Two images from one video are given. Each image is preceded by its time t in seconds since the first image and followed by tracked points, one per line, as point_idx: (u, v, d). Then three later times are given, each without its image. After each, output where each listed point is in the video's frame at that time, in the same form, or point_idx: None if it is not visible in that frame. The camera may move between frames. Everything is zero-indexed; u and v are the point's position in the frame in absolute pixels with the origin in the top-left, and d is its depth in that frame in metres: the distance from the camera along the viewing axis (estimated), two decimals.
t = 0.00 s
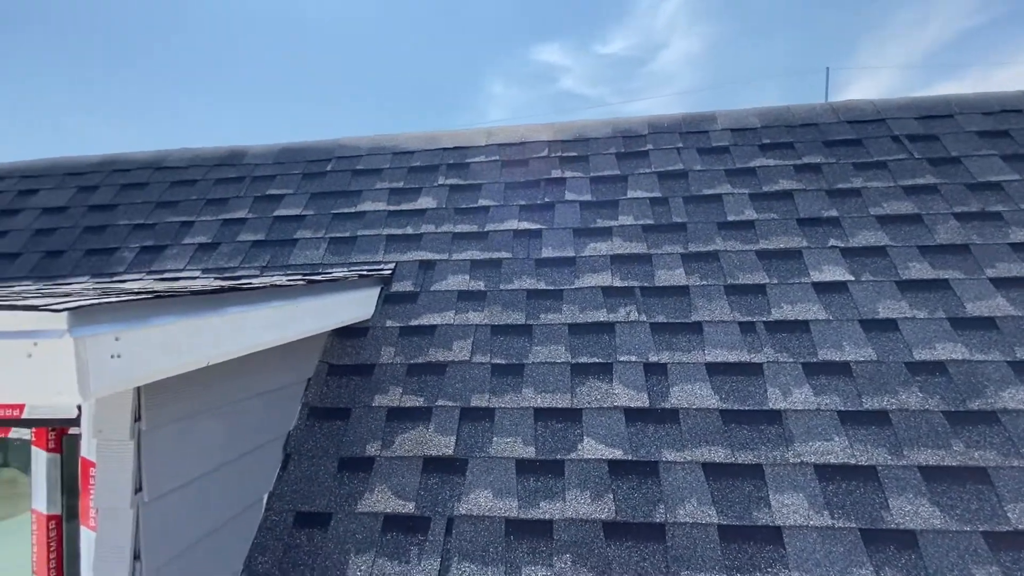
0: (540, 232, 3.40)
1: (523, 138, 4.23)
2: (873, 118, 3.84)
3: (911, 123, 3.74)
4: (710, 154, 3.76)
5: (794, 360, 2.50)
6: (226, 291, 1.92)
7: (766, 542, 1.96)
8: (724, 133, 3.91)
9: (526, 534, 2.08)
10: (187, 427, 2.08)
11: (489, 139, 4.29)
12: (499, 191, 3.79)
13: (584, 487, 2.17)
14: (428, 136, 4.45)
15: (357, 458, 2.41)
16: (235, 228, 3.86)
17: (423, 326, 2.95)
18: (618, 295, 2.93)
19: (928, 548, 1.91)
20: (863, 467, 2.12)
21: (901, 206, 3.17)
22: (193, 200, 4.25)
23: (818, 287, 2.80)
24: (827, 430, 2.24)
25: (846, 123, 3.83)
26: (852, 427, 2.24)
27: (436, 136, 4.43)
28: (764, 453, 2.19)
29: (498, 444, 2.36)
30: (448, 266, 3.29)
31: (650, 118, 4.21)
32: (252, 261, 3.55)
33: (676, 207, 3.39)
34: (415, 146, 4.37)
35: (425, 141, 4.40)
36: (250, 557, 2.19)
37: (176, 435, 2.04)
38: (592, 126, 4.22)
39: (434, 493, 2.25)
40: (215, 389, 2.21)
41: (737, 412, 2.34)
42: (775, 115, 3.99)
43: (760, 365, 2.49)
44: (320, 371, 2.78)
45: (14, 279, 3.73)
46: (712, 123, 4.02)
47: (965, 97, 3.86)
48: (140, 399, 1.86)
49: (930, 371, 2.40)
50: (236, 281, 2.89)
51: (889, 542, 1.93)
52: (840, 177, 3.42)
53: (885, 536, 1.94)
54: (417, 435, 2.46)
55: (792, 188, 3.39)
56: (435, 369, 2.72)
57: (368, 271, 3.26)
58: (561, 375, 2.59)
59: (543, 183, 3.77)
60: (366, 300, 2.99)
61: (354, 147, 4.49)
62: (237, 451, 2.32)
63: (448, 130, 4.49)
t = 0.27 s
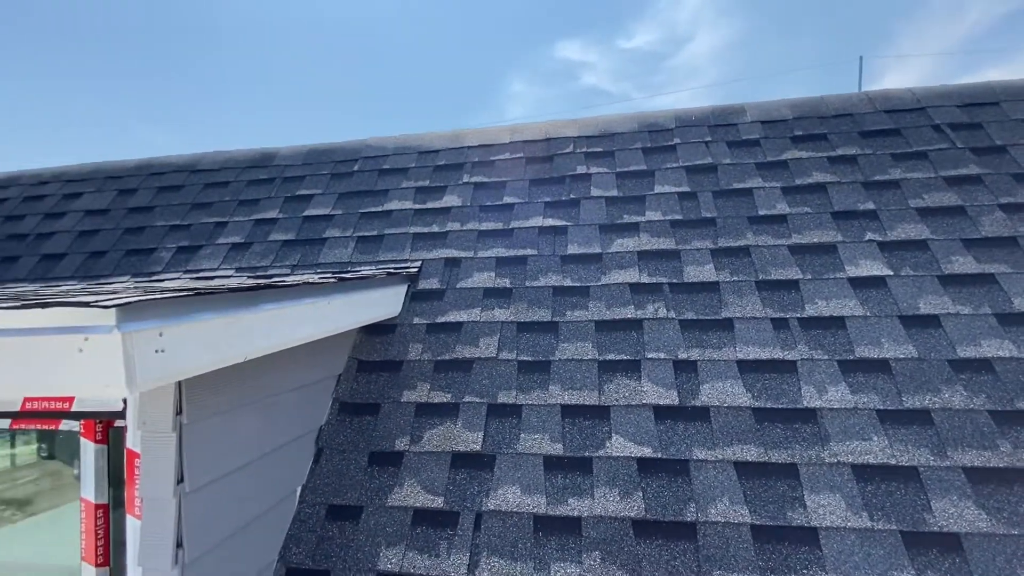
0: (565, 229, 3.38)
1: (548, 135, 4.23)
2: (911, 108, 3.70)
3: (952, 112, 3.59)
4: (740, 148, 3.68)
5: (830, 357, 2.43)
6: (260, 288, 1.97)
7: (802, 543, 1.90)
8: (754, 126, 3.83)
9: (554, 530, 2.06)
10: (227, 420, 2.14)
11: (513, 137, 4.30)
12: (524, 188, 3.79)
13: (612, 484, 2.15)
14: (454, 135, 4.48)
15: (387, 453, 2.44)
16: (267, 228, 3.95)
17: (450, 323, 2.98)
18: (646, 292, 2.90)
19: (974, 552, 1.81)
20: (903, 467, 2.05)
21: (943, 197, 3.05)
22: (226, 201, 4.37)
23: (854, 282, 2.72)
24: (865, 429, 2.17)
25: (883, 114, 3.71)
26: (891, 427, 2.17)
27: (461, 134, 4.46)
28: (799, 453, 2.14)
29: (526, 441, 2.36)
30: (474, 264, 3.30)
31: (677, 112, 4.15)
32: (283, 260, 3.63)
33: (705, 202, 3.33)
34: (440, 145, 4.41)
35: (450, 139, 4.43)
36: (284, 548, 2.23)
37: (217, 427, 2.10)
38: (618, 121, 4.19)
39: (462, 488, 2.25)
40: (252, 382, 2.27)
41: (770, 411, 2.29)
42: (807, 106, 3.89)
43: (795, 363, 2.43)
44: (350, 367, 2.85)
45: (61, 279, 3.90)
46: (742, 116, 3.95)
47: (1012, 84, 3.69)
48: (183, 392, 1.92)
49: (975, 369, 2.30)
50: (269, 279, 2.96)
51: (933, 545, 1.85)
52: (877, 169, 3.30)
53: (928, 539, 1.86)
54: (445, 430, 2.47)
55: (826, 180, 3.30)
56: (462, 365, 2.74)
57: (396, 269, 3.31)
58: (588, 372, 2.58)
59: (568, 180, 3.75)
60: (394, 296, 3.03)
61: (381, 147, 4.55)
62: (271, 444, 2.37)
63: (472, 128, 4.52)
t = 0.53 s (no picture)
0: (589, 225, 3.36)
1: (571, 131, 4.22)
2: (950, 96, 3.57)
3: (994, 100, 3.45)
4: (768, 140, 3.61)
5: (865, 354, 2.36)
6: (290, 285, 2.01)
7: (836, 544, 1.85)
8: (782, 119, 3.76)
9: (581, 527, 2.04)
10: (259, 414, 2.19)
11: (536, 133, 4.30)
12: (547, 184, 3.78)
13: (640, 482, 2.13)
14: (476, 132, 4.51)
15: (413, 449, 2.46)
16: (294, 227, 4.03)
17: (475, 320, 2.99)
18: (672, 288, 2.86)
19: (1020, 558, 1.73)
20: (944, 468, 1.97)
21: (984, 188, 2.93)
22: (255, 201, 4.47)
23: (891, 277, 2.63)
24: (903, 428, 2.10)
25: (919, 102, 3.59)
26: (931, 426, 2.09)
27: (484, 132, 4.48)
28: (833, 452, 2.08)
29: (551, 437, 2.36)
30: (497, 261, 3.31)
31: (702, 106, 4.09)
32: (310, 258, 3.70)
33: (732, 196, 3.27)
34: (463, 143, 4.43)
35: (473, 137, 4.45)
36: (314, 541, 2.27)
37: (250, 421, 2.15)
38: (642, 116, 4.15)
39: (488, 484, 2.26)
40: (283, 378, 2.32)
41: (802, 409, 2.23)
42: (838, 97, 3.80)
43: (828, 360, 2.37)
44: (377, 363, 2.88)
45: (100, 278, 4.05)
46: (770, 108, 3.89)
47: None
48: (218, 388, 1.97)
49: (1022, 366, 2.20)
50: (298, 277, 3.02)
51: (976, 549, 1.77)
52: (913, 160, 3.19)
53: (972, 542, 1.79)
54: (471, 426, 2.49)
55: (860, 172, 3.20)
56: (487, 362, 2.75)
57: (420, 266, 3.33)
58: (614, 369, 2.56)
59: (591, 175, 3.73)
60: (418, 293, 3.05)
61: (405, 146, 4.60)
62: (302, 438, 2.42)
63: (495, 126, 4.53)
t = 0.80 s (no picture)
0: (611, 222, 3.34)
1: (592, 127, 4.20)
2: (987, 84, 3.45)
3: None
4: (794, 133, 3.53)
5: (899, 352, 2.30)
6: (318, 283, 2.05)
7: (870, 546, 1.81)
8: (810, 111, 3.68)
9: (606, 525, 2.03)
10: (288, 410, 2.24)
11: (556, 130, 4.29)
12: (568, 181, 3.76)
13: (665, 480, 2.10)
14: (497, 130, 4.52)
15: (437, 445, 2.48)
16: (319, 227, 4.10)
17: (497, 317, 3.00)
18: (697, 285, 2.82)
19: None
20: (984, 469, 1.90)
21: None
22: (281, 202, 4.56)
23: (926, 272, 2.55)
24: (939, 428, 2.04)
25: (954, 91, 3.48)
26: (970, 426, 2.02)
27: (505, 130, 4.49)
28: (865, 451, 2.03)
29: (574, 435, 2.35)
30: (519, 259, 3.31)
31: (726, 100, 4.03)
32: (335, 257, 3.76)
33: (758, 191, 3.21)
34: (484, 141, 4.45)
35: (494, 135, 4.47)
36: (342, 534, 2.30)
37: (280, 417, 2.20)
38: (664, 111, 4.11)
39: (512, 480, 2.26)
40: (311, 375, 2.36)
41: (833, 408, 2.18)
42: (868, 88, 3.71)
43: (859, 357, 2.31)
44: (400, 361, 2.91)
45: (134, 278, 4.19)
46: (797, 100, 3.81)
47: None
48: (250, 383, 2.02)
49: None
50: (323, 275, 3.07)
51: (1019, 552, 1.70)
52: (949, 151, 3.09)
53: (1015, 546, 1.72)
54: (494, 423, 2.49)
55: (892, 164, 3.11)
56: (510, 359, 2.75)
57: (442, 264, 3.36)
58: (638, 366, 2.54)
59: (613, 172, 3.70)
60: (441, 291, 3.08)
61: (426, 146, 4.64)
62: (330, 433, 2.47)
63: (516, 123, 4.54)
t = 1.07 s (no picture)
0: (631, 218, 3.31)
1: (611, 123, 4.17)
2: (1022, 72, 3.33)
3: None
4: (819, 126, 3.46)
5: (931, 349, 2.23)
6: (343, 281, 2.08)
7: (901, 547, 1.76)
8: (835, 103, 3.60)
9: (629, 524, 2.02)
10: (313, 407, 2.28)
11: (575, 127, 4.28)
12: (587, 178, 3.74)
13: (688, 479, 2.08)
14: (515, 128, 4.52)
15: (458, 441, 2.49)
16: (340, 226, 4.16)
17: (517, 314, 3.00)
18: (719, 281, 2.79)
19: None
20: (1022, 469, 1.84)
21: None
22: (303, 202, 4.63)
23: (958, 267, 2.47)
24: (974, 427, 1.98)
25: (987, 80, 3.36)
26: (1007, 425, 1.96)
27: (523, 127, 4.49)
28: (896, 451, 1.98)
29: (595, 432, 2.34)
30: (538, 256, 3.31)
31: (748, 93, 3.97)
32: (356, 256, 3.80)
33: (781, 185, 3.16)
34: (502, 139, 4.45)
35: (513, 133, 4.47)
36: (365, 529, 2.33)
37: (306, 413, 2.24)
38: (685, 106, 4.07)
39: (533, 477, 2.26)
40: (335, 371, 2.40)
41: (862, 406, 2.14)
42: (897, 79, 3.62)
43: (889, 355, 2.26)
44: (421, 358, 2.94)
45: (162, 277, 4.29)
46: (822, 92, 3.73)
47: None
48: (276, 380, 2.06)
49: None
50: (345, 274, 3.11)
51: None
52: (983, 141, 2.99)
53: None
54: (515, 420, 2.50)
55: (922, 156, 3.02)
56: (530, 357, 2.75)
57: (461, 262, 3.37)
58: (659, 363, 2.52)
59: (633, 168, 3.67)
60: (461, 288, 3.09)
61: (445, 145, 4.67)
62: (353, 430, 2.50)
63: (534, 121, 4.54)
